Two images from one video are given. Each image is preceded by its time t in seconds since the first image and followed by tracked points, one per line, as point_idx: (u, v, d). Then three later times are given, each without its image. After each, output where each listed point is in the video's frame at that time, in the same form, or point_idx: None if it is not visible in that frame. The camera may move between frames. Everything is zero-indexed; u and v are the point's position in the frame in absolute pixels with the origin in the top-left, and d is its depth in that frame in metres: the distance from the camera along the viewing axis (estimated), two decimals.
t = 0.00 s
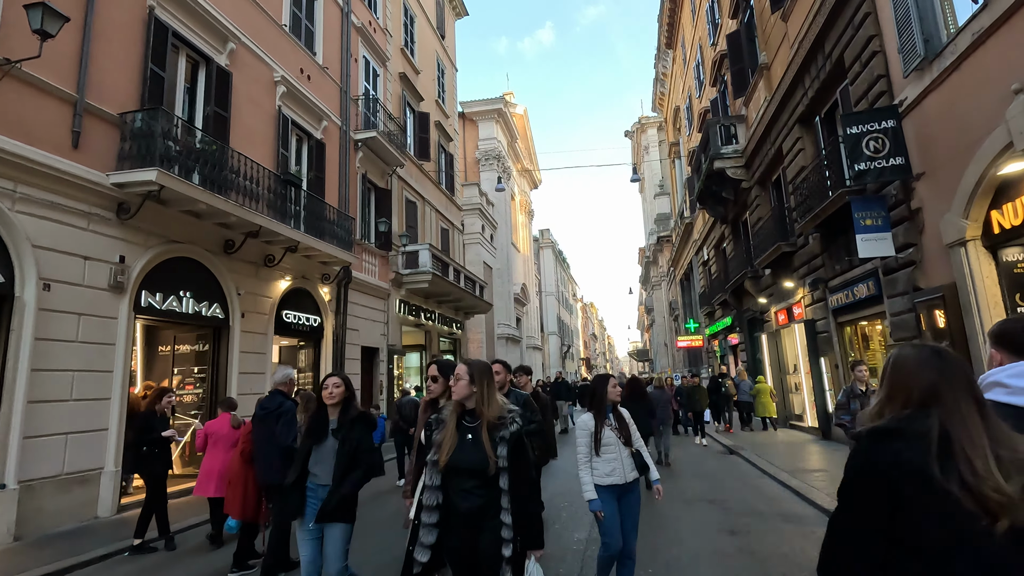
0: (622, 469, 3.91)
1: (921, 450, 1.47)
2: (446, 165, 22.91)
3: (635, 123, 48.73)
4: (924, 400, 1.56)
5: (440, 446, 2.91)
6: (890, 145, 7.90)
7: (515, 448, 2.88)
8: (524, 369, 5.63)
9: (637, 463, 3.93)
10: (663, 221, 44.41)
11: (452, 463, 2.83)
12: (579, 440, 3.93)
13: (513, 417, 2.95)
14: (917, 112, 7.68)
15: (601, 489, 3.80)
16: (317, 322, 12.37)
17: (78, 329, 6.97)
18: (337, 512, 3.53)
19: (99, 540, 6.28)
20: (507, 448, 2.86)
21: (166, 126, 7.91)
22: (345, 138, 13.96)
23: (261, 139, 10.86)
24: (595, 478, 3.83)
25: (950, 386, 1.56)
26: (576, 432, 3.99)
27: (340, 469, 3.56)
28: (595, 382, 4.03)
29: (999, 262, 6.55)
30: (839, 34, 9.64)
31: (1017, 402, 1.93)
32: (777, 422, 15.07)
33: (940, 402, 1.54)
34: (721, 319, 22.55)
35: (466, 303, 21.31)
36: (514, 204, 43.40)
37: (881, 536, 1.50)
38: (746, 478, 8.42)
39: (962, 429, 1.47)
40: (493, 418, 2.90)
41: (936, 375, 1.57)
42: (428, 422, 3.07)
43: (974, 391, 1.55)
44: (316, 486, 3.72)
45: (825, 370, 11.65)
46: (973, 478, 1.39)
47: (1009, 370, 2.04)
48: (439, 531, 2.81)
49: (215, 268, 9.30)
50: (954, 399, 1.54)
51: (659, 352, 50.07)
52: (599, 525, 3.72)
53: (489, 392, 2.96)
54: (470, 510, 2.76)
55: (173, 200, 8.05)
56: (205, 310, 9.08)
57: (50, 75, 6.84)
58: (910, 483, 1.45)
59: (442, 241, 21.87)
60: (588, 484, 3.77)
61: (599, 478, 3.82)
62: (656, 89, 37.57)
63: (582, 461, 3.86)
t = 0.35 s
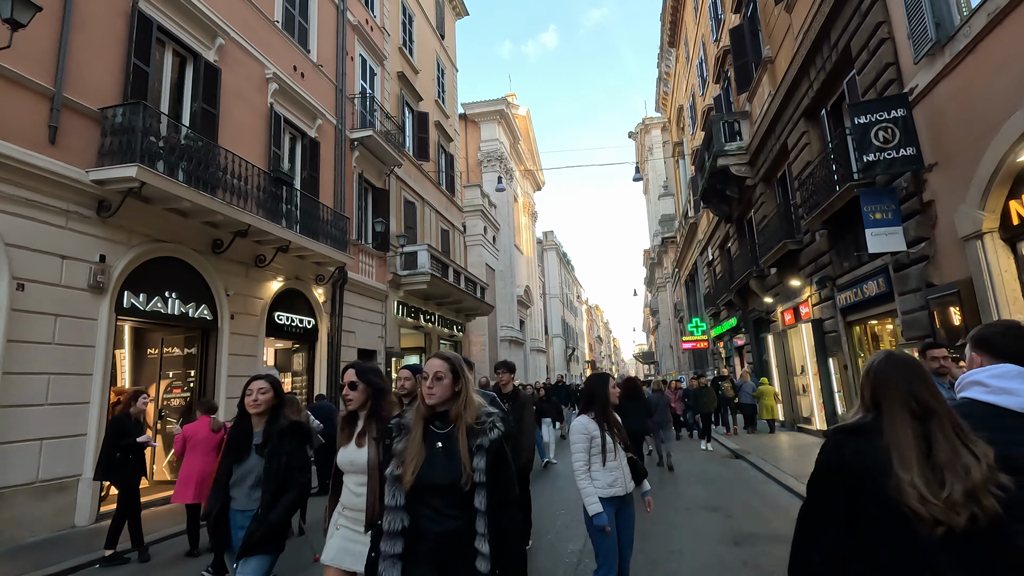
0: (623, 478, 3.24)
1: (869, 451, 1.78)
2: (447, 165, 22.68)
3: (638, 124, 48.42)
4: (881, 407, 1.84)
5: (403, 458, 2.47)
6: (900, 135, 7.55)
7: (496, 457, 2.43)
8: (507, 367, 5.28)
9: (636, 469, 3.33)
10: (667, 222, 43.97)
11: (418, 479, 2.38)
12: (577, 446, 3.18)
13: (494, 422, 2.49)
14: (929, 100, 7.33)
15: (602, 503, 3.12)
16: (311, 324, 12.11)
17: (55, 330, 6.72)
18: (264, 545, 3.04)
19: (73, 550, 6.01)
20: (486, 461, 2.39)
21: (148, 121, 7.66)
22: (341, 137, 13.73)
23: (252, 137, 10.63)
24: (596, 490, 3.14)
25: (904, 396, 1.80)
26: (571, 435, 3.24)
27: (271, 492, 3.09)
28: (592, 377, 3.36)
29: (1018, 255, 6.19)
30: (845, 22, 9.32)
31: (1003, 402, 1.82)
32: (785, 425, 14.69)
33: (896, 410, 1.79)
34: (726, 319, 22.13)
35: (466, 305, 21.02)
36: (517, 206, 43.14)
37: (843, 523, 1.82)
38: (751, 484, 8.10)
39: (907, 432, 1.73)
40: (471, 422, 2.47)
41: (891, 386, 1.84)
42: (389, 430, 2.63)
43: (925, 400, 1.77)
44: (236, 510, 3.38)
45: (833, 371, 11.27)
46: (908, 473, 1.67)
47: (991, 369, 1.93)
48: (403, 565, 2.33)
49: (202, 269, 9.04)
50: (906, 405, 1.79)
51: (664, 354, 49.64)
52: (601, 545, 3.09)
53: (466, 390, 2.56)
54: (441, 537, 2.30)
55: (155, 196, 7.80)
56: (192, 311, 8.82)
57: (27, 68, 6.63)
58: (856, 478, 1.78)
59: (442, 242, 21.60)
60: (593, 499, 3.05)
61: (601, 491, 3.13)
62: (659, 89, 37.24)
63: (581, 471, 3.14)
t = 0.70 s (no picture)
0: (612, 499, 2.89)
1: (825, 465, 1.97)
2: (448, 167, 22.43)
3: (643, 126, 48.07)
4: (830, 422, 2.05)
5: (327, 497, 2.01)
6: (912, 127, 7.19)
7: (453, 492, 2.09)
8: (480, 373, 4.92)
9: (623, 488, 2.99)
10: (673, 225, 43.49)
11: (355, 527, 1.96)
12: (561, 463, 2.80)
13: (450, 443, 2.15)
14: (943, 90, 6.97)
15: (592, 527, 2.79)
16: (305, 328, 11.84)
17: (28, 335, 6.46)
18: None
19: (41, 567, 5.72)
20: (443, 494, 2.05)
21: (129, 118, 7.41)
22: (337, 138, 13.50)
23: (243, 137, 10.40)
24: (585, 512, 2.78)
25: (849, 410, 2.04)
26: (555, 448, 2.85)
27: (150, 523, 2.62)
28: (578, 384, 2.98)
29: None
30: (854, 13, 8.98)
31: (971, 415, 2.24)
32: (794, 431, 14.25)
33: (843, 424, 2.02)
34: (733, 323, 21.70)
35: (467, 309, 20.72)
36: (521, 209, 42.83)
37: (807, 535, 1.97)
38: (758, 495, 7.71)
39: (858, 446, 1.95)
40: (427, 442, 2.11)
41: (836, 403, 2.06)
42: (303, 461, 2.11)
43: (869, 412, 2.01)
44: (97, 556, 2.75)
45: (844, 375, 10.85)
46: (866, 484, 1.86)
47: (960, 387, 2.37)
48: None
49: (190, 271, 8.79)
50: (852, 418, 2.03)
51: (671, 357, 49.08)
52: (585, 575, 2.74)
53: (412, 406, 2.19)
54: None
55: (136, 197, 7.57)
56: (178, 315, 8.55)
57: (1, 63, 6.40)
58: (817, 491, 1.95)
59: (443, 245, 21.33)
60: (581, 523, 2.71)
61: (588, 514, 2.79)
62: (664, 90, 36.91)
63: (566, 491, 2.79)
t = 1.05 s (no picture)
0: (587, 513, 2.55)
1: (754, 451, 2.34)
2: (447, 168, 22.14)
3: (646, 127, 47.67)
4: (759, 413, 2.42)
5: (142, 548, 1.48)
6: (921, 114, 6.85)
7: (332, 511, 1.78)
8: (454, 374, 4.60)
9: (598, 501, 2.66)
10: (677, 227, 43.05)
11: None
12: (529, 476, 2.44)
13: (327, 451, 1.85)
14: (953, 75, 6.63)
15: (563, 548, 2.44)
16: (296, 330, 11.56)
17: None
18: None
19: None
20: (319, 520, 1.73)
21: (104, 112, 7.15)
22: (329, 137, 13.25)
23: (231, 134, 10.15)
24: (557, 529, 2.44)
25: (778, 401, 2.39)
26: (520, 460, 2.50)
27: None
28: (545, 384, 2.67)
29: None
30: None
31: (898, 403, 2.59)
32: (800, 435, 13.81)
33: (768, 414, 2.38)
34: (737, 325, 21.27)
35: (466, 311, 20.39)
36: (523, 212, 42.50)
37: (742, 509, 2.34)
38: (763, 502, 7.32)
39: (781, 432, 2.31)
40: (296, 457, 1.78)
41: (765, 398, 2.42)
42: (97, 487, 1.60)
43: (790, 404, 2.34)
44: None
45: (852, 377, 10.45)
46: (780, 467, 2.22)
47: (889, 377, 2.70)
48: None
49: (173, 271, 8.54)
50: (778, 410, 2.37)
51: (675, 360, 48.53)
52: None
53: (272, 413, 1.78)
54: None
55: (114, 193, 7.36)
56: (159, 316, 8.28)
57: None
58: (748, 471, 2.33)
59: (441, 246, 21.02)
60: (554, 545, 2.38)
61: (561, 533, 2.45)
62: (666, 90, 36.56)
63: (539, 506, 2.43)
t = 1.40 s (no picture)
0: (566, 547, 2.27)
1: (730, 471, 2.13)
2: (447, 172, 21.92)
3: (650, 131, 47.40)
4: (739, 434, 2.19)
5: None
6: (935, 104, 6.49)
7: None
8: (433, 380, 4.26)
9: (579, 527, 2.41)
10: (682, 230, 42.67)
11: None
12: (496, 502, 2.15)
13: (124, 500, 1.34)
14: (970, 63, 6.27)
15: None
16: (288, 336, 11.27)
17: None
18: None
19: None
20: None
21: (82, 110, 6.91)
22: (324, 139, 13.01)
23: (220, 134, 9.90)
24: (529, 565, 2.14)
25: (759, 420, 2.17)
26: (487, 482, 2.21)
27: None
28: (516, 395, 2.41)
29: None
30: None
31: (893, 425, 2.55)
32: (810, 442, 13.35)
33: (748, 436, 2.15)
34: (743, 328, 20.86)
35: (467, 316, 20.10)
36: (526, 216, 42.26)
37: (716, 537, 2.10)
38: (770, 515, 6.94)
39: (755, 450, 2.10)
40: (74, 522, 1.23)
41: (744, 416, 2.19)
42: None
43: (772, 422, 2.12)
44: None
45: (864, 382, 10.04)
46: (759, 492, 1.98)
47: (887, 398, 2.65)
48: None
49: (157, 276, 8.28)
50: (759, 430, 2.15)
51: (682, 365, 48.00)
52: None
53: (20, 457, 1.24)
54: None
55: (94, 195, 7.12)
56: (142, 322, 8.01)
57: None
58: (725, 497, 2.10)
59: (442, 250, 20.75)
60: None
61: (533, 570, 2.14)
62: (670, 92, 36.28)
63: (508, 539, 2.14)
